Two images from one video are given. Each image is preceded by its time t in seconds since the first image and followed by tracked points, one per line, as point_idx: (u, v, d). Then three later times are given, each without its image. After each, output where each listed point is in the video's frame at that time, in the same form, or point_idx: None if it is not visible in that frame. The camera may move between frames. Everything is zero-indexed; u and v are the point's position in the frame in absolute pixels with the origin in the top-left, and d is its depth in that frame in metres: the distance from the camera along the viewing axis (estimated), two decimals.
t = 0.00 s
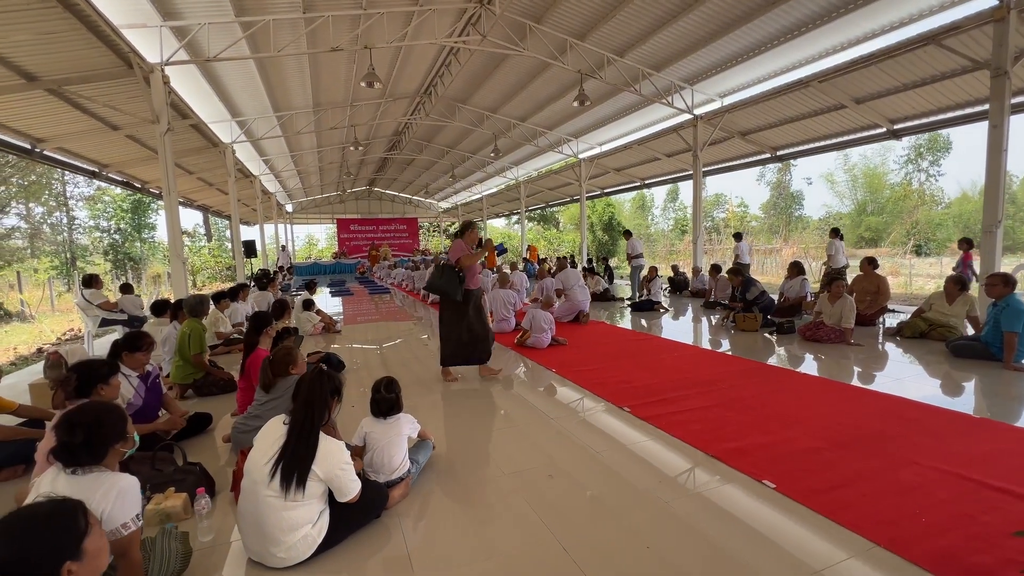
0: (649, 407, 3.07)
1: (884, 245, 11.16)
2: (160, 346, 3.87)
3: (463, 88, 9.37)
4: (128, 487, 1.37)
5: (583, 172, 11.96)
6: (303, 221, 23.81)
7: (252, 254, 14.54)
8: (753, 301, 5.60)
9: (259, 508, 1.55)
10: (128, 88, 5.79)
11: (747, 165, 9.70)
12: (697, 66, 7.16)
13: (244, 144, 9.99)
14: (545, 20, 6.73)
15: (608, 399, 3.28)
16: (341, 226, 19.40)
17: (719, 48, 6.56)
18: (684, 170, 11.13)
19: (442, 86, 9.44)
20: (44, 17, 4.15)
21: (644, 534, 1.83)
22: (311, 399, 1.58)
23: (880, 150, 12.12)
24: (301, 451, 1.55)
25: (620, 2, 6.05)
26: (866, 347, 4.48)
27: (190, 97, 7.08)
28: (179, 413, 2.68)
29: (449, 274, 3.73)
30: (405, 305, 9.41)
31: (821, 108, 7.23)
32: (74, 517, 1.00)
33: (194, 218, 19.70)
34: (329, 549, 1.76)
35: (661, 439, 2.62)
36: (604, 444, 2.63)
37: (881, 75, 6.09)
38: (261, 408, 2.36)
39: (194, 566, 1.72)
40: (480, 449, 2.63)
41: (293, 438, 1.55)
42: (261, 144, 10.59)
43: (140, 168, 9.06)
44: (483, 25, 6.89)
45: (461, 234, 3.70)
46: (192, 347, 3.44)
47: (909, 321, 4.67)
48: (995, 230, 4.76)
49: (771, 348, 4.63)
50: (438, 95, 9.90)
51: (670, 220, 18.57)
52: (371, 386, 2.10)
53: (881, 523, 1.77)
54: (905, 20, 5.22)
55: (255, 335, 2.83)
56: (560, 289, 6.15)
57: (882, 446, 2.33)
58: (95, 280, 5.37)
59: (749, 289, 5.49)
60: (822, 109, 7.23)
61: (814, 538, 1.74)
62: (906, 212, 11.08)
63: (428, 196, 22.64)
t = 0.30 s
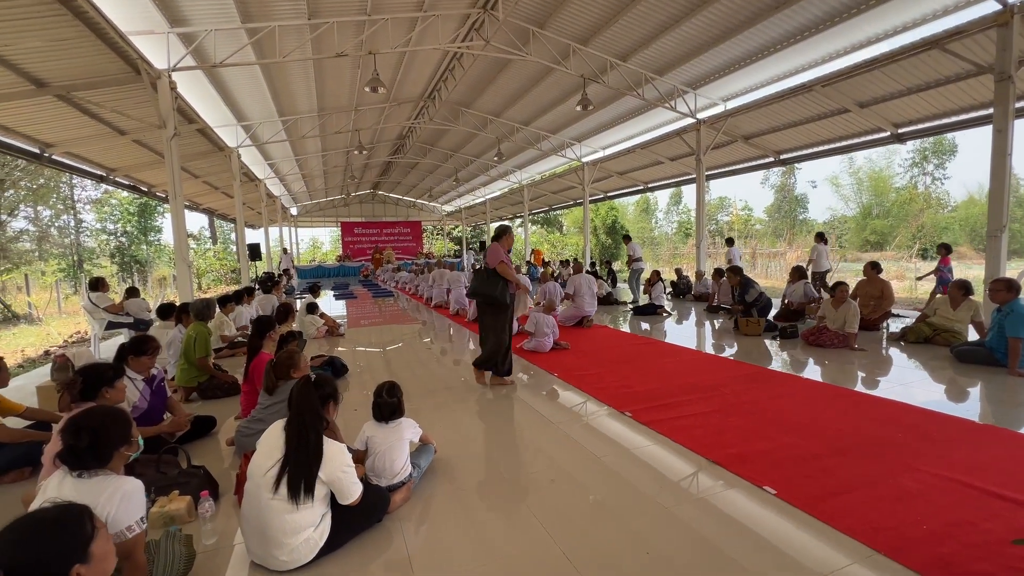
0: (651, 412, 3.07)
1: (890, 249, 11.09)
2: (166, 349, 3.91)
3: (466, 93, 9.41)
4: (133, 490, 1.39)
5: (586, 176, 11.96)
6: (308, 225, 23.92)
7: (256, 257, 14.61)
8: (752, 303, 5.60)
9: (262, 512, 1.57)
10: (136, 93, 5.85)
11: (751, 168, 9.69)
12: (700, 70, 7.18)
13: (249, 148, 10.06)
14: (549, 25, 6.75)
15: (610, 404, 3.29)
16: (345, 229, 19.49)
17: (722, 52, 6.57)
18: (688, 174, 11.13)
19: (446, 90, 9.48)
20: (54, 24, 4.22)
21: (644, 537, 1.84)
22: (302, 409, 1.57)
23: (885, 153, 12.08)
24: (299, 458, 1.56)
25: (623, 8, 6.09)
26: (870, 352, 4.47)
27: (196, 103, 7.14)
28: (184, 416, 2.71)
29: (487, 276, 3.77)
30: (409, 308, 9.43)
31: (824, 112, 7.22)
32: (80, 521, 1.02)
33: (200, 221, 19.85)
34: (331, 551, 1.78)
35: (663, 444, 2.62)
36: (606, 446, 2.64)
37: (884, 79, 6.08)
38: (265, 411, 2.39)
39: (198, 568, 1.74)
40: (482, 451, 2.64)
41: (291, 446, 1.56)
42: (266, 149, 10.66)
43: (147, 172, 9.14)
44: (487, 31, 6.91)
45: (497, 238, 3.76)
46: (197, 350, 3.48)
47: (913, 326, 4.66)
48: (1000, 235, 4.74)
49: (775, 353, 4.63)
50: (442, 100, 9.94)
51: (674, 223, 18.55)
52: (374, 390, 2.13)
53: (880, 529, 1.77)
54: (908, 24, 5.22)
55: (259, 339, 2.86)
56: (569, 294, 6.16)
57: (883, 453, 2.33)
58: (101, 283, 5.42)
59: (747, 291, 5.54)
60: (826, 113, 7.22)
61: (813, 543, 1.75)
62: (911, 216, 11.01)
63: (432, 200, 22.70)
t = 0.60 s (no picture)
0: (654, 416, 3.06)
1: (896, 252, 11.00)
2: (170, 352, 3.93)
3: (470, 96, 9.45)
4: (134, 492, 1.40)
5: (589, 179, 11.97)
6: (312, 228, 24.02)
7: (261, 260, 14.68)
8: (756, 301, 5.60)
9: (262, 516, 1.57)
10: (143, 98, 5.91)
11: (755, 172, 9.66)
12: (704, 74, 7.17)
13: (254, 152, 10.12)
14: (553, 29, 6.77)
15: (613, 408, 3.28)
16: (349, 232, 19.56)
17: (726, 56, 6.56)
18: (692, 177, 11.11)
19: (450, 94, 9.51)
20: (63, 30, 4.27)
21: (645, 542, 1.83)
22: (295, 415, 1.57)
23: (891, 157, 12.02)
24: (296, 462, 1.55)
25: (626, 12, 6.11)
26: (875, 357, 4.44)
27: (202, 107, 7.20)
28: (187, 418, 2.72)
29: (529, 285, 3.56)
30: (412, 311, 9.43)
31: (829, 115, 7.20)
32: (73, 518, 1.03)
33: (206, 224, 19.97)
34: (332, 555, 1.79)
35: (666, 449, 2.61)
36: (608, 450, 2.63)
37: (889, 83, 6.06)
38: (269, 414, 2.40)
39: (200, 571, 1.74)
40: (483, 455, 2.64)
41: (289, 452, 1.55)
42: (271, 152, 10.73)
43: (153, 176, 9.21)
44: (491, 35, 6.94)
45: (535, 242, 3.56)
46: (201, 353, 3.50)
47: (920, 331, 4.63)
48: (1008, 239, 4.71)
49: (779, 357, 4.60)
50: (445, 104, 9.98)
51: (678, 226, 18.52)
52: (376, 394, 2.13)
53: (884, 536, 1.75)
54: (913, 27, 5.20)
55: (261, 342, 2.87)
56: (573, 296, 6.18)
57: (888, 459, 2.31)
58: (107, 285, 5.46)
59: (752, 288, 5.54)
60: (830, 117, 7.20)
61: (815, 549, 1.74)
62: (918, 219, 10.94)
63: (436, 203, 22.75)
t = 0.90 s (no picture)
0: (658, 420, 3.06)
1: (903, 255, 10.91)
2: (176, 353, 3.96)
3: (475, 100, 9.48)
4: (135, 492, 1.41)
5: (594, 182, 11.97)
6: (318, 230, 24.15)
7: (267, 262, 14.76)
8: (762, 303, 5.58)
9: (264, 518, 1.58)
10: (152, 101, 5.97)
11: (761, 175, 9.63)
12: (710, 77, 7.17)
13: (261, 154, 10.20)
14: (558, 32, 6.78)
15: (617, 412, 3.27)
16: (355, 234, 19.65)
17: (732, 59, 6.54)
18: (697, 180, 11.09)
19: (456, 97, 9.55)
20: (74, 35, 4.32)
21: (647, 547, 1.82)
22: (296, 417, 1.58)
23: (899, 160, 11.94)
24: (297, 465, 1.56)
25: (630, 16, 6.12)
26: (882, 362, 4.41)
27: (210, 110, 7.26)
28: (193, 418, 2.74)
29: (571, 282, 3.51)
30: (417, 313, 9.45)
31: (835, 118, 7.17)
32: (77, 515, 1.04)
33: (213, 226, 20.13)
34: (334, 557, 1.79)
35: (670, 453, 2.60)
36: (611, 454, 2.62)
37: (896, 86, 6.03)
38: (272, 415, 2.41)
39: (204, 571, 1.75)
40: (486, 458, 2.64)
41: (286, 456, 1.56)
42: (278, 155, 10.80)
43: (161, 178, 9.29)
44: (495, 39, 6.97)
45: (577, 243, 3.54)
46: (207, 354, 3.52)
47: (927, 336, 4.59)
48: (1017, 244, 4.66)
49: (785, 362, 4.58)
50: (451, 107, 10.02)
51: (683, 229, 18.49)
52: (379, 396, 2.14)
53: (890, 544, 1.74)
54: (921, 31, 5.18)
55: (265, 344, 2.88)
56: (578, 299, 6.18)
57: (895, 466, 2.29)
58: (115, 287, 5.50)
59: (760, 289, 5.53)
60: (837, 120, 7.16)
61: (819, 555, 1.73)
62: (926, 222, 10.85)
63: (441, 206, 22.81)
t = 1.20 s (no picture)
0: (663, 424, 3.05)
1: (914, 259, 10.79)
2: (185, 353, 4.00)
3: (483, 102, 9.49)
4: (137, 491, 1.42)
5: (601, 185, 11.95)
6: (326, 232, 24.27)
7: (274, 263, 14.86)
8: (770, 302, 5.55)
9: (269, 516, 1.60)
10: (163, 103, 6.03)
11: (770, 178, 9.57)
12: (718, 80, 7.14)
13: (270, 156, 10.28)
14: (565, 35, 6.78)
15: (622, 415, 3.26)
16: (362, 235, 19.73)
17: (740, 62, 6.51)
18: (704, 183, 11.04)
19: (463, 100, 9.58)
20: (87, 38, 4.38)
21: (650, 550, 1.82)
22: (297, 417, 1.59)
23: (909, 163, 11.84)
24: (300, 463, 1.58)
25: (638, 18, 6.11)
26: (891, 367, 4.37)
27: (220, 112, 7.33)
28: (200, 417, 2.77)
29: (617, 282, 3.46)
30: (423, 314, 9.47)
31: (844, 121, 7.12)
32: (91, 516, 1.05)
33: (222, 227, 20.29)
34: (338, 556, 1.80)
35: (675, 457, 2.59)
36: (615, 457, 2.62)
37: (906, 89, 5.98)
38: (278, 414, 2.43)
39: (209, 569, 1.77)
40: (491, 459, 2.65)
41: (286, 454, 1.58)
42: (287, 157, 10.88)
43: (172, 179, 9.39)
44: (503, 42, 6.98)
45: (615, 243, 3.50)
46: (215, 353, 3.55)
47: (937, 341, 4.55)
48: None
49: (792, 366, 4.54)
50: (458, 109, 10.05)
51: (690, 232, 18.43)
52: (383, 396, 2.15)
53: (897, 551, 1.72)
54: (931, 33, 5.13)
55: (270, 344, 2.90)
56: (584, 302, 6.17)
57: (903, 472, 2.27)
58: (125, 286, 5.55)
59: (767, 289, 5.52)
60: (846, 122, 7.12)
61: (824, 562, 1.71)
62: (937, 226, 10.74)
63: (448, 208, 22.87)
